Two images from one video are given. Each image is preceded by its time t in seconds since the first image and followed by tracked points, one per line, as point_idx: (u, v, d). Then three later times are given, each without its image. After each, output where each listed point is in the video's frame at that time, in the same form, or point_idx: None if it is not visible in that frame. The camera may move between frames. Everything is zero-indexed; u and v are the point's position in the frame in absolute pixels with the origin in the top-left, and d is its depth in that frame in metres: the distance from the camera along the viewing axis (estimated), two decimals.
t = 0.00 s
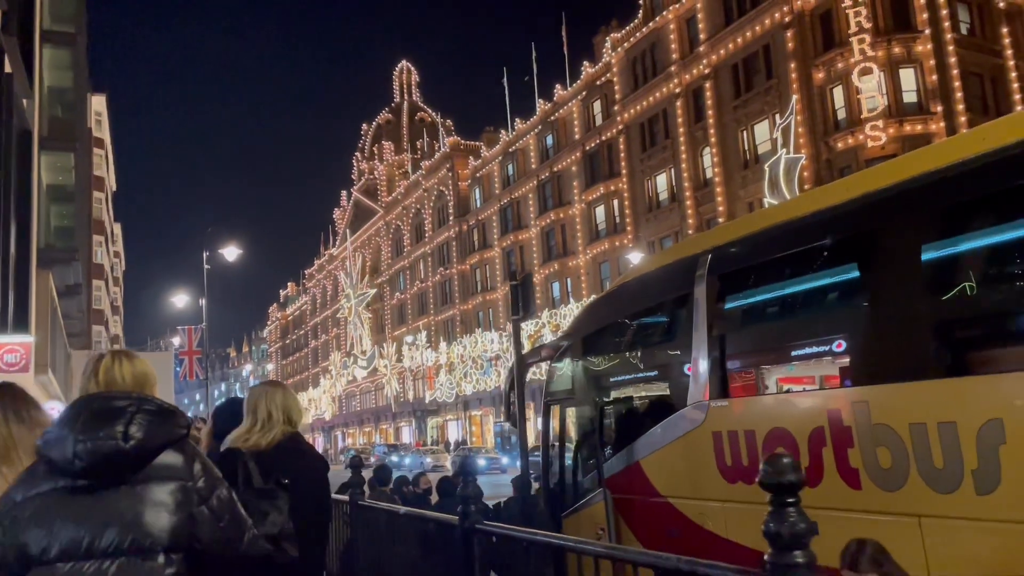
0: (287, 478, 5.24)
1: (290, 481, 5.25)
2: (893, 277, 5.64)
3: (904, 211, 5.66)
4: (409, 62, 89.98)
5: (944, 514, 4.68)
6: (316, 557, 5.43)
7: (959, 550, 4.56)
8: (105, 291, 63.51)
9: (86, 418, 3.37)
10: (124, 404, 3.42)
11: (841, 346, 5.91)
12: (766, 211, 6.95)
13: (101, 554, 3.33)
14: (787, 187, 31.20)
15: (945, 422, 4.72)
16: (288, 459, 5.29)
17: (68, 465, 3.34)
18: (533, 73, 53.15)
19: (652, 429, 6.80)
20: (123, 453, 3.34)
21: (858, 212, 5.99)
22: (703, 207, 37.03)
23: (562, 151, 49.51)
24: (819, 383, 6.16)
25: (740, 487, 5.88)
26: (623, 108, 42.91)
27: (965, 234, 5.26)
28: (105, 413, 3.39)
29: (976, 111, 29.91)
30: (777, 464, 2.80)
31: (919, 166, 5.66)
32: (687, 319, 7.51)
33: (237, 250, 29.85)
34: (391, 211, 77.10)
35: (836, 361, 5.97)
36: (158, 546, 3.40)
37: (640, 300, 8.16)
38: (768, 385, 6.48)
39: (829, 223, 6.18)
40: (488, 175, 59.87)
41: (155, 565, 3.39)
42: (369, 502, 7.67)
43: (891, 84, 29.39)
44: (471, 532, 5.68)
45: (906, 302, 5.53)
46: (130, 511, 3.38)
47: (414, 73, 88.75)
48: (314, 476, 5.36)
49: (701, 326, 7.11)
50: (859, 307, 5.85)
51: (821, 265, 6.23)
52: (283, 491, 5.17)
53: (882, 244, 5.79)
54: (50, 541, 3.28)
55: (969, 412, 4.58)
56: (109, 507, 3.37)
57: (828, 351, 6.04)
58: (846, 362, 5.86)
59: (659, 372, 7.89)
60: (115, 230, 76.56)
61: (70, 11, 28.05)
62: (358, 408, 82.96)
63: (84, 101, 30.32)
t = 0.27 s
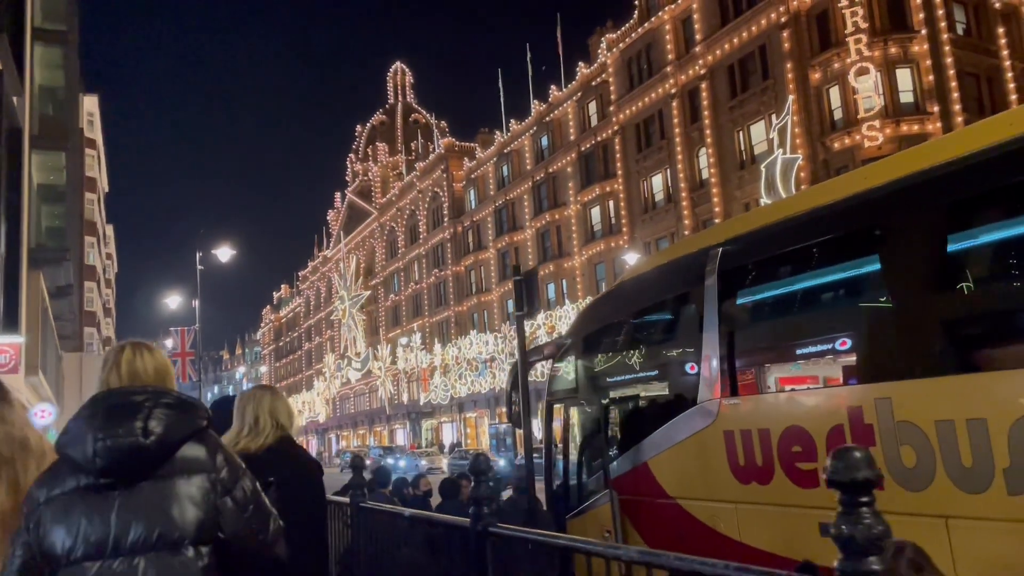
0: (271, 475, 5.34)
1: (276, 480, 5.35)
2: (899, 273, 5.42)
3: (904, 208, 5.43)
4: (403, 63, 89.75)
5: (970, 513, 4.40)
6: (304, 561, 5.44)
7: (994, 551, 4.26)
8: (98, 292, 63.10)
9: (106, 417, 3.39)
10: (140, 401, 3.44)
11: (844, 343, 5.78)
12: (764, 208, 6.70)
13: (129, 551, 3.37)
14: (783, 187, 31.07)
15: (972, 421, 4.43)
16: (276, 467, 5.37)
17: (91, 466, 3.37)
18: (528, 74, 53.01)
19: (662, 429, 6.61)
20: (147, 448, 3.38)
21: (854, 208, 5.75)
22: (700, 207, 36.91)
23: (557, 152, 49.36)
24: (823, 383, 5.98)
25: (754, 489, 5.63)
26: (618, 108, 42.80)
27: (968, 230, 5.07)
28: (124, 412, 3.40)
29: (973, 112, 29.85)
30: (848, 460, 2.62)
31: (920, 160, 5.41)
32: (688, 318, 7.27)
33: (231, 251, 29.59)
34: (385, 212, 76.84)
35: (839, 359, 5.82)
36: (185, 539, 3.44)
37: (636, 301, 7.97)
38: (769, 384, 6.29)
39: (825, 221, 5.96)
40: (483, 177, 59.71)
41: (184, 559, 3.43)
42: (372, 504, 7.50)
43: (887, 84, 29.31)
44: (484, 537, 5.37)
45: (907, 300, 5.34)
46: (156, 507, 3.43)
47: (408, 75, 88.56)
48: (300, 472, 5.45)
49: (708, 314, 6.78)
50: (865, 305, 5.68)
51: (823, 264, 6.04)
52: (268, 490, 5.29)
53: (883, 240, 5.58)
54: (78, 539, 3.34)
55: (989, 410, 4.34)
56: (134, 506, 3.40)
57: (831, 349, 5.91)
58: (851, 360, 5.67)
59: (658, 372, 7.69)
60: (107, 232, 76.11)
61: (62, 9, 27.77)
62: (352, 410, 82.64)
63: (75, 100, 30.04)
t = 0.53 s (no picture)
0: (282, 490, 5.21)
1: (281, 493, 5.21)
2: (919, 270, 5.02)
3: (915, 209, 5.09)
4: (400, 65, 89.59)
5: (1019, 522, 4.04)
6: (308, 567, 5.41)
7: None
8: (93, 295, 62.70)
9: (140, 427, 3.40)
10: (175, 411, 3.45)
11: (854, 346, 5.29)
12: (766, 210, 6.34)
13: (172, 561, 3.45)
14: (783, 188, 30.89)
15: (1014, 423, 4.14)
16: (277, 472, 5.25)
17: (130, 476, 3.41)
18: (526, 76, 52.84)
19: (675, 434, 6.40)
20: (184, 459, 3.41)
21: (861, 211, 5.38)
22: (698, 209, 36.74)
23: (555, 153, 49.16)
24: (830, 387, 5.42)
25: (780, 496, 5.37)
26: (616, 110, 42.62)
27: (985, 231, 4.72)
28: (157, 421, 3.41)
29: (973, 112, 29.74)
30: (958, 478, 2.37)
31: (935, 159, 5.07)
32: (695, 321, 6.93)
33: (227, 252, 29.34)
34: (382, 214, 76.57)
35: (848, 361, 5.30)
36: (227, 547, 3.53)
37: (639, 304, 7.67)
38: (773, 387, 5.76)
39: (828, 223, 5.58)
40: (480, 178, 59.50)
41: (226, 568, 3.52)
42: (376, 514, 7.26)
43: (887, 84, 29.17)
44: (505, 553, 4.98)
45: (919, 303, 4.97)
46: (196, 517, 3.49)
47: (404, 77, 88.35)
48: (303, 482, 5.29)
49: (728, 310, 6.26)
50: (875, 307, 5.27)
51: (828, 265, 5.63)
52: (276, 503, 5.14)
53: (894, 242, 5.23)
54: (121, 550, 3.41)
55: (1016, 413, 4.15)
56: (176, 516, 3.48)
57: (839, 352, 5.39)
58: (859, 362, 5.18)
59: (664, 375, 7.40)
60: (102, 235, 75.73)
61: (56, 8, 27.49)
62: (348, 413, 82.28)
63: (70, 101, 29.77)
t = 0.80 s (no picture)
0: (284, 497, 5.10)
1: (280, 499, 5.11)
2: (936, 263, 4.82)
3: (923, 203, 4.88)
4: (397, 67, 89.45)
5: None
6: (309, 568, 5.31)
7: None
8: (89, 297, 62.46)
9: (200, 423, 3.33)
10: (234, 408, 3.38)
11: (863, 344, 5.08)
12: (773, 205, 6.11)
13: (228, 561, 3.34)
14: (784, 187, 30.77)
15: None
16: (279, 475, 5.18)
17: (188, 471, 3.29)
18: (524, 76, 52.69)
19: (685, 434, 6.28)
20: (243, 457, 3.35)
21: (872, 205, 5.16)
22: (698, 209, 36.61)
23: (554, 154, 48.99)
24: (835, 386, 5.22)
25: (797, 497, 5.20)
26: (615, 110, 42.49)
27: (999, 226, 4.53)
28: (219, 417, 3.34)
29: (974, 111, 29.61)
30: None
31: (941, 153, 4.84)
32: (702, 318, 6.69)
33: (225, 253, 29.14)
34: (380, 216, 76.35)
35: (857, 360, 5.08)
36: (282, 549, 3.44)
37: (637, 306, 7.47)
38: (779, 387, 5.58)
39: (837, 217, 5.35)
40: (478, 179, 59.35)
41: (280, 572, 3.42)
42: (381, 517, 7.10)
43: (889, 83, 29.01)
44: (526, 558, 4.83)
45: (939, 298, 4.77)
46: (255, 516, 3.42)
47: (401, 78, 88.10)
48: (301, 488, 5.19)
49: (744, 306, 5.96)
50: (888, 303, 5.07)
51: (837, 260, 5.42)
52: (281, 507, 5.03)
53: (906, 235, 5.03)
54: (176, 549, 3.26)
55: None
56: (233, 515, 3.38)
57: (848, 350, 5.17)
58: (868, 361, 4.97)
59: (669, 375, 7.20)
60: (98, 237, 75.49)
61: (51, 8, 27.27)
62: (347, 415, 82.08)
63: (66, 102, 29.57)
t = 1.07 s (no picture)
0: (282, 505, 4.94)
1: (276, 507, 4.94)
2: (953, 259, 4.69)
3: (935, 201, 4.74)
4: (395, 68, 89.28)
5: None
6: None
7: None
8: (87, 300, 62.15)
9: (231, 428, 3.28)
10: (264, 413, 3.35)
11: (875, 344, 4.96)
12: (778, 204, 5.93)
13: (266, 565, 3.34)
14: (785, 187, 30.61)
15: None
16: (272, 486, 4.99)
17: (226, 474, 3.24)
18: (522, 77, 52.52)
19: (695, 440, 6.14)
20: (277, 462, 3.33)
21: (879, 203, 5.01)
22: (698, 209, 36.42)
23: (553, 155, 48.80)
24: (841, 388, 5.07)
25: (817, 502, 5.00)
26: (615, 110, 42.32)
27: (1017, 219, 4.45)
28: (250, 422, 3.29)
29: (976, 110, 29.46)
30: None
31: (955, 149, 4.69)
32: (709, 319, 6.57)
33: (224, 254, 28.97)
34: (378, 217, 76.13)
35: (867, 362, 4.94)
36: (319, 553, 3.45)
37: (636, 310, 7.32)
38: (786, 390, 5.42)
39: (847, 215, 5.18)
40: (477, 181, 59.15)
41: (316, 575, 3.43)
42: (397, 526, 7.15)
43: (890, 82, 28.87)
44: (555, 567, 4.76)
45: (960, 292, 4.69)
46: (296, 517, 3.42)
47: (399, 80, 87.91)
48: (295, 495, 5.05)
49: (762, 305, 5.73)
50: (904, 302, 4.97)
51: (849, 258, 5.31)
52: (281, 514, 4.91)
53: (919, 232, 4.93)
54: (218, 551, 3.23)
55: None
56: (268, 520, 3.37)
57: (859, 351, 5.04)
58: (880, 362, 4.84)
59: (674, 375, 7.08)
60: (96, 239, 75.25)
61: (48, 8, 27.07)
62: (345, 418, 81.79)
63: (62, 102, 29.43)
